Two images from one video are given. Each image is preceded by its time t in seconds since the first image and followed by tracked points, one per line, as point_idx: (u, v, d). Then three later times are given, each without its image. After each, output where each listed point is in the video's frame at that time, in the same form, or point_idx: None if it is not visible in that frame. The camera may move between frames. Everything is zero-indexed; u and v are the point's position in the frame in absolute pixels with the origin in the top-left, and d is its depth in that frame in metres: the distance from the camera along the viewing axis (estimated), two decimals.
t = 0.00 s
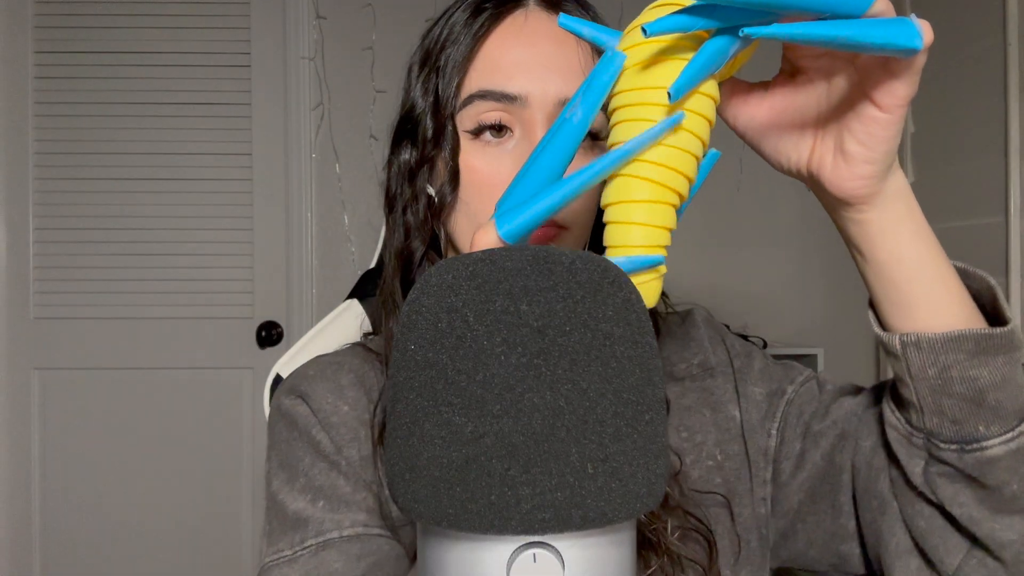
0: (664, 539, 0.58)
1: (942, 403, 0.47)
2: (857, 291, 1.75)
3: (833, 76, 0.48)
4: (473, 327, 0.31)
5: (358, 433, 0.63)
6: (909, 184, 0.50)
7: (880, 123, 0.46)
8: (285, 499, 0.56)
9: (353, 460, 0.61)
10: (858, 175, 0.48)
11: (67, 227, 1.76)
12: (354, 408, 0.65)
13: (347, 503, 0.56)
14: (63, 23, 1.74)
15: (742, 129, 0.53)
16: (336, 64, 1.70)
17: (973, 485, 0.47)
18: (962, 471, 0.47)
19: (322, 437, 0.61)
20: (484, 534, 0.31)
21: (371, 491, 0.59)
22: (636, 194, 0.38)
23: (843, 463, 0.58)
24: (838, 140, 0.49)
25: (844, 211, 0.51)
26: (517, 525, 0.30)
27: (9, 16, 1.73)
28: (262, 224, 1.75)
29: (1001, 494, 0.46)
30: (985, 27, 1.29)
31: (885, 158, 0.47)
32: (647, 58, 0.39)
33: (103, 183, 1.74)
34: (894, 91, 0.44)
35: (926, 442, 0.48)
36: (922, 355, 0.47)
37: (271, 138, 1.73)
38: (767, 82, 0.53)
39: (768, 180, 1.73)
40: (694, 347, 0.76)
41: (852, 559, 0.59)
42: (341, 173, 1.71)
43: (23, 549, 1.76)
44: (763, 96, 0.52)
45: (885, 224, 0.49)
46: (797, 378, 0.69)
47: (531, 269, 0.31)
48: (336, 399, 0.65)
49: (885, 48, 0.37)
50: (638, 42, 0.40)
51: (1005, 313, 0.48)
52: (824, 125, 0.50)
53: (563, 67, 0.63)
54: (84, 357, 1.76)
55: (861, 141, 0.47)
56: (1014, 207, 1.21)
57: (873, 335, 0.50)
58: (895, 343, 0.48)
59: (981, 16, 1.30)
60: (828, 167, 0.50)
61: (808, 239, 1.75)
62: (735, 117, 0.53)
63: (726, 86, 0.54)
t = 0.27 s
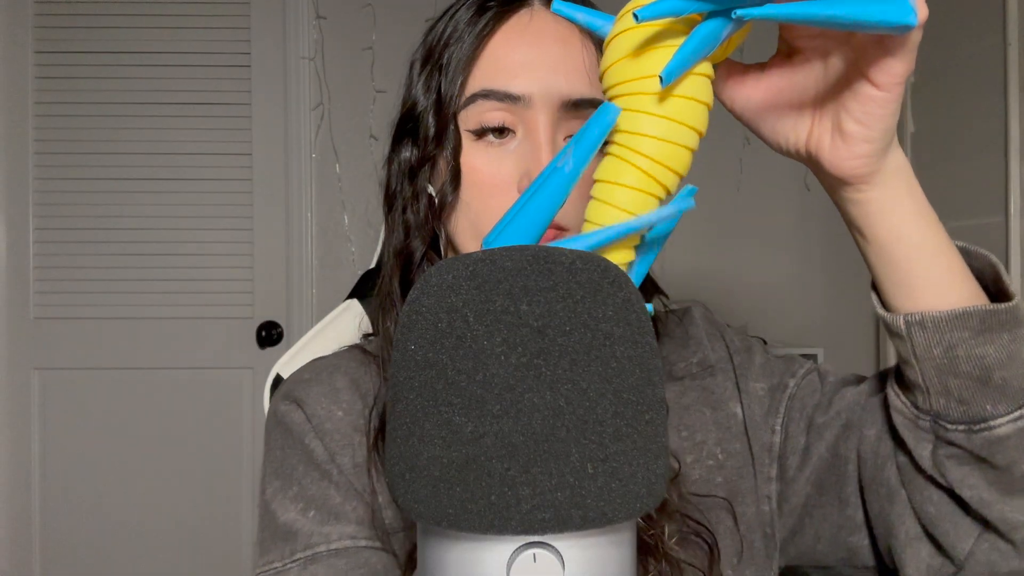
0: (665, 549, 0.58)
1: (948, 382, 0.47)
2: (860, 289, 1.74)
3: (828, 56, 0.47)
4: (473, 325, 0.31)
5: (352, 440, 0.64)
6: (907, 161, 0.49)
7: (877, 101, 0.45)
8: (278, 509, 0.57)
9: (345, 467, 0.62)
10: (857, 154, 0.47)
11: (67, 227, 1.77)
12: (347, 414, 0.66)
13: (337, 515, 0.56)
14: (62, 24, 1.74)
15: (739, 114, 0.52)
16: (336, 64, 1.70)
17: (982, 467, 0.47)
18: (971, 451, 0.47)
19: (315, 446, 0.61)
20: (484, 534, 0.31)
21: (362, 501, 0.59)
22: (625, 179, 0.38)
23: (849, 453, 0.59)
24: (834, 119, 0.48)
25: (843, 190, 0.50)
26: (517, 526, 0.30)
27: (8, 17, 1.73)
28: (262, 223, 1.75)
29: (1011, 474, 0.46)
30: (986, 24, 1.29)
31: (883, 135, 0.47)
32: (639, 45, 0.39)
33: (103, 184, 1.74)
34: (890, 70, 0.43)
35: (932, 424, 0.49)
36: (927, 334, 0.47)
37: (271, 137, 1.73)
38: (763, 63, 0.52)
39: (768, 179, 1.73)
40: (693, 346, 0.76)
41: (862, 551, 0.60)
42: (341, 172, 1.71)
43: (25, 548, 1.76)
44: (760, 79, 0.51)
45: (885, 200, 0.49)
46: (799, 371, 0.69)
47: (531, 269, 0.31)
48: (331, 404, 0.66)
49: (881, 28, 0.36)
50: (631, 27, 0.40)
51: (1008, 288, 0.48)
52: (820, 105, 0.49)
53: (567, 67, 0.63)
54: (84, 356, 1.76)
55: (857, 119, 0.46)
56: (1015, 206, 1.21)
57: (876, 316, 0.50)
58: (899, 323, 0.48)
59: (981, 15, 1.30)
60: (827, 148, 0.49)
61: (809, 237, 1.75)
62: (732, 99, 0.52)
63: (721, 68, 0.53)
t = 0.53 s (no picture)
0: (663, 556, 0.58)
1: (952, 370, 0.47)
2: (861, 287, 1.74)
3: (828, 42, 0.47)
4: (472, 325, 0.31)
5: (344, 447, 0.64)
6: (908, 142, 0.49)
7: (879, 86, 0.45)
8: (269, 516, 0.57)
9: (338, 473, 0.63)
10: (859, 139, 0.48)
11: (67, 227, 1.77)
12: (342, 419, 0.66)
13: (327, 524, 0.56)
14: (62, 23, 1.74)
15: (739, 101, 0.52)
16: (335, 64, 1.70)
17: (986, 457, 0.48)
18: (975, 441, 0.48)
19: (309, 454, 0.61)
20: (484, 533, 0.31)
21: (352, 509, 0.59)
22: (620, 188, 0.39)
23: (849, 448, 0.59)
24: (836, 103, 0.48)
25: (845, 175, 0.50)
26: (517, 526, 0.30)
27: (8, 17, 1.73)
28: (263, 223, 1.75)
29: (1016, 465, 0.47)
30: (986, 23, 1.29)
31: (885, 120, 0.47)
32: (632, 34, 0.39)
33: (103, 184, 1.74)
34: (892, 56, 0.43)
35: (936, 414, 0.49)
36: (930, 321, 0.48)
37: (271, 137, 1.73)
38: (762, 47, 0.51)
39: (768, 178, 1.73)
40: (691, 346, 0.76)
41: (865, 547, 0.60)
42: (341, 172, 1.71)
43: (25, 548, 1.76)
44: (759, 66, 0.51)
45: (887, 183, 0.49)
46: (798, 367, 0.68)
47: (531, 269, 0.31)
48: (325, 407, 0.66)
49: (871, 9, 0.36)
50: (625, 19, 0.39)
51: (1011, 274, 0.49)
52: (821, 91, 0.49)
53: (571, 68, 0.63)
54: (84, 356, 1.76)
55: (859, 105, 0.46)
56: (1014, 206, 1.21)
57: (878, 303, 0.50)
58: (902, 311, 0.48)
59: (981, 13, 1.30)
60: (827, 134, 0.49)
61: (810, 236, 1.75)
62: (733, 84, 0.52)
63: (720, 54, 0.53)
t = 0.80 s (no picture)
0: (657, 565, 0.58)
1: (951, 367, 0.47)
2: (861, 287, 1.74)
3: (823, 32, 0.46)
4: (472, 325, 0.31)
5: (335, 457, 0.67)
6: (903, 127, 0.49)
7: (872, 76, 0.45)
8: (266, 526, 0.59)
9: (330, 480, 0.66)
10: (852, 130, 0.47)
11: (67, 227, 1.77)
12: (336, 423, 0.69)
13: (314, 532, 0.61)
14: (62, 23, 1.74)
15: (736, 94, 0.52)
16: (335, 64, 1.70)
17: (986, 456, 0.48)
18: (974, 439, 0.48)
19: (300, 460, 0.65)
20: (485, 532, 0.31)
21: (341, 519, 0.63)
22: (633, 183, 0.37)
23: (847, 447, 0.59)
24: (828, 94, 0.47)
25: (840, 167, 0.50)
26: (517, 525, 0.30)
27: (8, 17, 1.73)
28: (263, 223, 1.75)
29: (1017, 464, 0.47)
30: (986, 24, 1.29)
31: (877, 110, 0.46)
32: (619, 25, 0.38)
33: (103, 184, 1.74)
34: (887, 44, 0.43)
35: (935, 411, 0.49)
36: (928, 316, 0.47)
37: (271, 137, 1.73)
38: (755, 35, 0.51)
39: (768, 178, 1.73)
40: (688, 346, 0.76)
41: (865, 548, 0.59)
42: (341, 172, 1.71)
43: (25, 548, 1.76)
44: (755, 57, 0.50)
45: (883, 175, 0.49)
46: (796, 366, 0.68)
47: (531, 270, 0.31)
48: (319, 412, 0.69)
49: None
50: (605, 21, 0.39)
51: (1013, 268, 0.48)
52: (813, 82, 0.48)
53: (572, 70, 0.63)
54: (84, 356, 1.76)
55: (853, 95, 0.46)
56: (1013, 209, 1.21)
57: (875, 298, 0.50)
58: (899, 306, 0.48)
59: (981, 12, 1.30)
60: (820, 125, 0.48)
61: (809, 236, 1.75)
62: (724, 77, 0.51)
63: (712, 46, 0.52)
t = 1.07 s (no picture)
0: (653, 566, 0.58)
1: (950, 363, 0.47)
2: (860, 287, 1.74)
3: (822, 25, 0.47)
4: (473, 325, 0.31)
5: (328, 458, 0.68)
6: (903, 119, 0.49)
7: (872, 67, 0.45)
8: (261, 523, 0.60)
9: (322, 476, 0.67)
10: (851, 123, 0.47)
11: (67, 227, 1.77)
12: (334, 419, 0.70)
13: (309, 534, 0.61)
14: (62, 23, 1.74)
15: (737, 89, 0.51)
16: (335, 64, 1.70)
17: (985, 455, 0.48)
18: (974, 437, 0.48)
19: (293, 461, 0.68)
20: (484, 533, 0.31)
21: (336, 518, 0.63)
22: (632, 191, 0.36)
23: (844, 447, 0.59)
24: (827, 87, 0.47)
25: (839, 162, 0.50)
26: (518, 526, 0.30)
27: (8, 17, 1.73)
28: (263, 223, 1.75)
29: (1016, 462, 0.47)
30: (986, 24, 1.29)
31: (877, 102, 0.46)
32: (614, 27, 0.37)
33: (103, 184, 1.74)
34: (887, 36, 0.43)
35: (935, 408, 0.49)
36: (927, 313, 0.48)
37: (271, 137, 1.73)
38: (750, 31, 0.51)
39: (768, 178, 1.73)
40: (687, 346, 0.78)
41: (863, 548, 0.59)
42: (341, 172, 1.70)
43: (24, 548, 1.76)
44: (752, 54, 0.51)
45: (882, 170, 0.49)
46: (794, 365, 0.69)
47: (532, 270, 0.31)
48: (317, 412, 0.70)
49: None
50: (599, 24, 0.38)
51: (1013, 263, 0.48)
52: (813, 76, 0.48)
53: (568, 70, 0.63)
54: (84, 356, 1.76)
55: (851, 87, 0.46)
56: (1013, 209, 1.21)
57: (874, 294, 0.50)
58: (898, 302, 0.48)
59: (981, 12, 1.30)
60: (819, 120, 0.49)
61: (809, 236, 1.75)
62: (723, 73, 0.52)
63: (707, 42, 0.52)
